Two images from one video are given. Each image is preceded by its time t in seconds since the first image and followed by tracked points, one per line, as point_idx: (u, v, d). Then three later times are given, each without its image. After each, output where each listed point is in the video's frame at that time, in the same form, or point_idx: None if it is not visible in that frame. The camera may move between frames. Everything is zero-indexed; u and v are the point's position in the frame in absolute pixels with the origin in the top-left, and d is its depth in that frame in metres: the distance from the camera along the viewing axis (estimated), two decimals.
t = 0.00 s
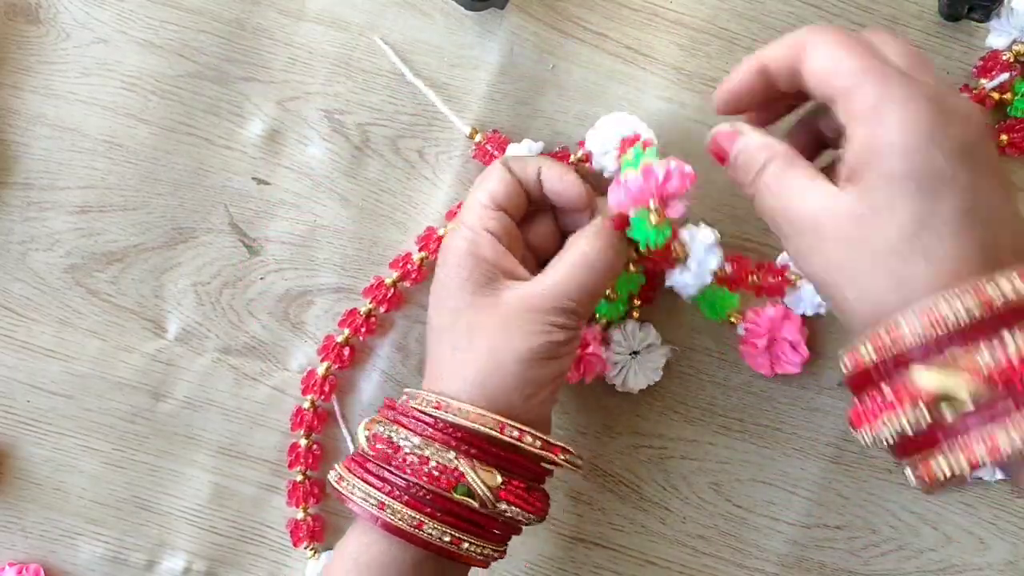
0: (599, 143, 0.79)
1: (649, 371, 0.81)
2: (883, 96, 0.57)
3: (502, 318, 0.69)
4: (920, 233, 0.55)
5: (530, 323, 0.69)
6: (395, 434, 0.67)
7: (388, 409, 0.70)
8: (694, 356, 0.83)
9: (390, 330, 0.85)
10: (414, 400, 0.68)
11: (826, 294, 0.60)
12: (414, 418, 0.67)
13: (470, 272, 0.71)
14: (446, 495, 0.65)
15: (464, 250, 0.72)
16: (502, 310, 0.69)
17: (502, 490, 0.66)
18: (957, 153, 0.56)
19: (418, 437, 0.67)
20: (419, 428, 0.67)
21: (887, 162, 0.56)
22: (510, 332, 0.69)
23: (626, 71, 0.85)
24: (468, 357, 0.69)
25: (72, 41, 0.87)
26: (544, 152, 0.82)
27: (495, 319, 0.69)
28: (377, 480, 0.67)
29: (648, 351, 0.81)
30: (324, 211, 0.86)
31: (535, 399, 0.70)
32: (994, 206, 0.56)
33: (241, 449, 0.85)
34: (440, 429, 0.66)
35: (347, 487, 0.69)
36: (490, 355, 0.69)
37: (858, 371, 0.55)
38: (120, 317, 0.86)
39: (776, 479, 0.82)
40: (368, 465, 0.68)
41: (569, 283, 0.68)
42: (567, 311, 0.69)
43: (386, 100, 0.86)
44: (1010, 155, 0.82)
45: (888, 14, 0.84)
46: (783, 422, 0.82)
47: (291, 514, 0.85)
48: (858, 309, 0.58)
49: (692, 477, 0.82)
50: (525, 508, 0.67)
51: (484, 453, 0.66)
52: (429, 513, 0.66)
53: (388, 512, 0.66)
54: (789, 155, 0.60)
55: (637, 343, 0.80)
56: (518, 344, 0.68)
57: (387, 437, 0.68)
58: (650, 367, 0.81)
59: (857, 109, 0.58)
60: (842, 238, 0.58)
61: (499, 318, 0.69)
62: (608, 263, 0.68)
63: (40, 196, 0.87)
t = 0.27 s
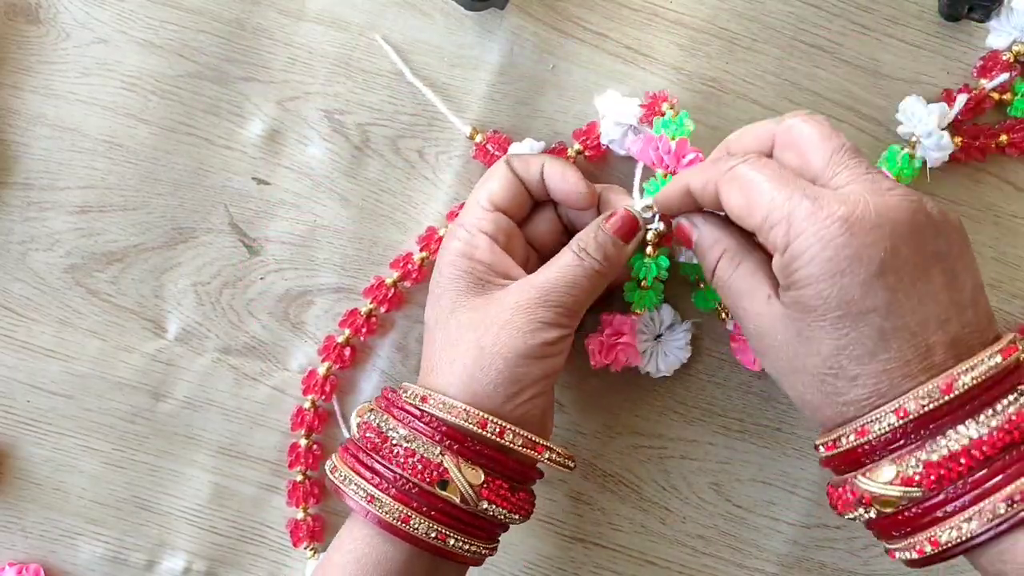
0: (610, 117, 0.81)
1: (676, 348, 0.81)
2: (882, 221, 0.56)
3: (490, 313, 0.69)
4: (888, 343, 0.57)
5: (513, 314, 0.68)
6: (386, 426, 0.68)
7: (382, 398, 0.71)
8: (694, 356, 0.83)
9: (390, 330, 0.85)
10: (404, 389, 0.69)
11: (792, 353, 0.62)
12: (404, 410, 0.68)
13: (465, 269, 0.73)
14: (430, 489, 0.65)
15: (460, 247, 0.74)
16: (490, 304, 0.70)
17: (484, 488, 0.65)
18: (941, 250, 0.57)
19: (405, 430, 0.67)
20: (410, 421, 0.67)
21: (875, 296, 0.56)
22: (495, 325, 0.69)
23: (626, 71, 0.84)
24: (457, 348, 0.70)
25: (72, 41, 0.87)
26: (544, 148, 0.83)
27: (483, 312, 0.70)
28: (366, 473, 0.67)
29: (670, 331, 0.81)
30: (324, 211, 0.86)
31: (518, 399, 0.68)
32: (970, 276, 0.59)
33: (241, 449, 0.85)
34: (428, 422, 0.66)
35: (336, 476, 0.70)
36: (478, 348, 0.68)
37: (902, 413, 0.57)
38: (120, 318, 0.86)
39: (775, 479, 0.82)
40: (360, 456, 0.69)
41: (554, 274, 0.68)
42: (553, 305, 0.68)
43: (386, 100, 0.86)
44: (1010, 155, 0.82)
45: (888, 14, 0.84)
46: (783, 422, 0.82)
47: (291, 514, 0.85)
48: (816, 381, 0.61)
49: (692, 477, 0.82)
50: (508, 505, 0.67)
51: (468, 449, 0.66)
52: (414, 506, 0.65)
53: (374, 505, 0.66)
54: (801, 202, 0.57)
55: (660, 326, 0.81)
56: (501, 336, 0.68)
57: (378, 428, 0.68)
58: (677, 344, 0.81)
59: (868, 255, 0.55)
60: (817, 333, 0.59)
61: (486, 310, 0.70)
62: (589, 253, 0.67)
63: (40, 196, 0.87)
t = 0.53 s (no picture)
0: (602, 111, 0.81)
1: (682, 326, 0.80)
2: (823, 217, 0.55)
3: (502, 327, 0.69)
4: (838, 343, 0.57)
5: (529, 329, 0.68)
6: (411, 446, 0.67)
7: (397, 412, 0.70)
8: (694, 355, 0.83)
9: (390, 330, 0.85)
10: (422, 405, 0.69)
11: (760, 351, 0.62)
12: (427, 429, 0.67)
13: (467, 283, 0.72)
14: (461, 504, 0.66)
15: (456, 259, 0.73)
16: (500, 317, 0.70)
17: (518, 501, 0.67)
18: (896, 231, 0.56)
19: (432, 449, 0.67)
20: (435, 440, 0.67)
21: (820, 298, 0.56)
22: (509, 339, 0.69)
23: (626, 71, 0.85)
24: (469, 363, 0.70)
25: (72, 41, 0.87)
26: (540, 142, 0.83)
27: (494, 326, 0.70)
28: (393, 490, 0.67)
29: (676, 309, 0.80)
30: (324, 211, 0.86)
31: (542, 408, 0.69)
32: (931, 251, 0.58)
33: (241, 449, 0.85)
34: (456, 442, 0.66)
35: (360, 490, 0.70)
36: (494, 362, 0.69)
37: (859, 413, 0.57)
38: (120, 317, 0.86)
39: (775, 479, 0.82)
40: (382, 473, 0.68)
41: (567, 288, 0.67)
42: (565, 317, 0.68)
43: (386, 100, 0.86)
44: (1010, 155, 0.82)
45: (888, 14, 0.84)
46: (783, 422, 0.82)
47: (291, 514, 0.85)
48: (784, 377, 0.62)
49: (692, 478, 0.82)
50: (536, 512, 0.69)
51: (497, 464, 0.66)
52: (444, 520, 0.66)
53: (404, 521, 0.67)
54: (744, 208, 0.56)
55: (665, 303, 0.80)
56: (519, 350, 0.68)
57: (402, 448, 0.67)
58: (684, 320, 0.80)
59: (811, 257, 0.55)
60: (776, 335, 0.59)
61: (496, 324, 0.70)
62: (602, 266, 0.67)
63: (40, 196, 0.87)
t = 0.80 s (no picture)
0: (601, 106, 0.80)
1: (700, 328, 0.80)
2: (848, 198, 0.59)
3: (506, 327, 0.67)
4: (863, 314, 0.60)
5: (530, 325, 0.67)
6: (406, 446, 0.67)
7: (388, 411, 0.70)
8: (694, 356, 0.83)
9: (390, 330, 0.85)
10: (410, 404, 0.68)
11: (775, 338, 0.62)
12: (421, 428, 0.67)
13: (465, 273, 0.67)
14: (456, 500, 0.66)
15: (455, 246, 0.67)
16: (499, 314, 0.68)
17: (512, 496, 0.67)
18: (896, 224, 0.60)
19: (427, 447, 0.67)
20: (429, 439, 0.67)
21: (846, 269, 0.59)
22: (509, 335, 0.67)
23: (626, 71, 0.85)
24: (464, 359, 0.68)
25: (72, 41, 0.87)
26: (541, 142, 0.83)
27: (492, 323, 0.67)
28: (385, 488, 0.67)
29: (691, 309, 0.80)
30: (324, 211, 0.86)
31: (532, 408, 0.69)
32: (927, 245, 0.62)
33: (241, 449, 0.85)
34: (450, 438, 0.66)
35: (351, 490, 0.69)
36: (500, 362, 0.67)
37: (883, 381, 0.59)
38: (120, 317, 0.86)
39: (775, 479, 0.82)
40: (376, 474, 0.68)
41: (570, 284, 0.67)
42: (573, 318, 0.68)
43: (386, 100, 0.86)
44: (1010, 155, 0.82)
45: (888, 14, 0.84)
46: (783, 422, 0.82)
47: (291, 514, 0.85)
48: (802, 363, 0.63)
49: (692, 477, 0.82)
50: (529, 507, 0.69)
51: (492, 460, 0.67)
52: (439, 517, 0.66)
53: (398, 519, 0.67)
54: (772, 181, 0.60)
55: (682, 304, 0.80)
56: (518, 347, 0.67)
57: (397, 449, 0.68)
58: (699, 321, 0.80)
59: (834, 229, 0.59)
60: (797, 311, 0.61)
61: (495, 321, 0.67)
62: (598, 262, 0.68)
63: (40, 196, 0.87)
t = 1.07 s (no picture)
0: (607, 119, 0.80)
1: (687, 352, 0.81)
2: (878, 209, 0.58)
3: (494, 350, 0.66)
4: (901, 323, 0.59)
5: (546, 363, 0.69)
6: (389, 442, 0.66)
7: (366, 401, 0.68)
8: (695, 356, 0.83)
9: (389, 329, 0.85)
10: (399, 401, 0.66)
11: (810, 355, 0.61)
12: (405, 425, 0.67)
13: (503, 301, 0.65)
14: (432, 500, 0.67)
15: (496, 269, 0.64)
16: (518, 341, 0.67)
17: (482, 497, 0.69)
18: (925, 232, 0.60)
19: (409, 444, 0.66)
20: (413, 438, 0.67)
21: (881, 278, 0.58)
22: (525, 369, 0.68)
23: (626, 71, 0.85)
24: (474, 379, 0.67)
25: (72, 41, 0.87)
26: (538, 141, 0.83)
27: (511, 352, 0.67)
28: (341, 461, 0.68)
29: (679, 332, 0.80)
30: (324, 211, 0.86)
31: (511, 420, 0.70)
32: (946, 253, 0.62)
33: (242, 449, 0.85)
34: (436, 442, 0.66)
35: (325, 478, 0.68)
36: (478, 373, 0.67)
37: (923, 387, 0.58)
38: (120, 317, 0.86)
39: (775, 479, 0.82)
40: (354, 466, 0.67)
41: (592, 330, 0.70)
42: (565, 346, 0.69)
43: (386, 100, 0.86)
44: (1010, 155, 0.82)
45: (888, 14, 0.84)
46: (783, 422, 0.82)
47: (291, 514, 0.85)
48: (837, 379, 0.61)
49: (692, 477, 0.82)
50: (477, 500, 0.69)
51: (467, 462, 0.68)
52: (415, 515, 0.67)
53: (342, 491, 0.67)
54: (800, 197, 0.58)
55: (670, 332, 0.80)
56: (529, 381, 0.69)
57: (379, 442, 0.67)
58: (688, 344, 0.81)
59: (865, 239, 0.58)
60: (831, 325, 0.59)
61: (517, 355, 0.67)
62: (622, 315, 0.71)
63: (40, 196, 0.87)
